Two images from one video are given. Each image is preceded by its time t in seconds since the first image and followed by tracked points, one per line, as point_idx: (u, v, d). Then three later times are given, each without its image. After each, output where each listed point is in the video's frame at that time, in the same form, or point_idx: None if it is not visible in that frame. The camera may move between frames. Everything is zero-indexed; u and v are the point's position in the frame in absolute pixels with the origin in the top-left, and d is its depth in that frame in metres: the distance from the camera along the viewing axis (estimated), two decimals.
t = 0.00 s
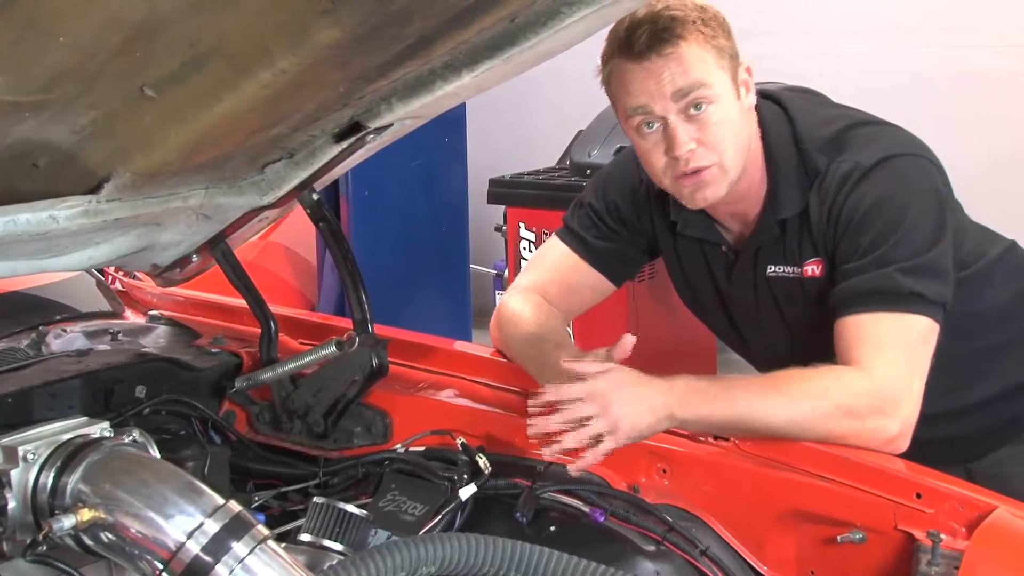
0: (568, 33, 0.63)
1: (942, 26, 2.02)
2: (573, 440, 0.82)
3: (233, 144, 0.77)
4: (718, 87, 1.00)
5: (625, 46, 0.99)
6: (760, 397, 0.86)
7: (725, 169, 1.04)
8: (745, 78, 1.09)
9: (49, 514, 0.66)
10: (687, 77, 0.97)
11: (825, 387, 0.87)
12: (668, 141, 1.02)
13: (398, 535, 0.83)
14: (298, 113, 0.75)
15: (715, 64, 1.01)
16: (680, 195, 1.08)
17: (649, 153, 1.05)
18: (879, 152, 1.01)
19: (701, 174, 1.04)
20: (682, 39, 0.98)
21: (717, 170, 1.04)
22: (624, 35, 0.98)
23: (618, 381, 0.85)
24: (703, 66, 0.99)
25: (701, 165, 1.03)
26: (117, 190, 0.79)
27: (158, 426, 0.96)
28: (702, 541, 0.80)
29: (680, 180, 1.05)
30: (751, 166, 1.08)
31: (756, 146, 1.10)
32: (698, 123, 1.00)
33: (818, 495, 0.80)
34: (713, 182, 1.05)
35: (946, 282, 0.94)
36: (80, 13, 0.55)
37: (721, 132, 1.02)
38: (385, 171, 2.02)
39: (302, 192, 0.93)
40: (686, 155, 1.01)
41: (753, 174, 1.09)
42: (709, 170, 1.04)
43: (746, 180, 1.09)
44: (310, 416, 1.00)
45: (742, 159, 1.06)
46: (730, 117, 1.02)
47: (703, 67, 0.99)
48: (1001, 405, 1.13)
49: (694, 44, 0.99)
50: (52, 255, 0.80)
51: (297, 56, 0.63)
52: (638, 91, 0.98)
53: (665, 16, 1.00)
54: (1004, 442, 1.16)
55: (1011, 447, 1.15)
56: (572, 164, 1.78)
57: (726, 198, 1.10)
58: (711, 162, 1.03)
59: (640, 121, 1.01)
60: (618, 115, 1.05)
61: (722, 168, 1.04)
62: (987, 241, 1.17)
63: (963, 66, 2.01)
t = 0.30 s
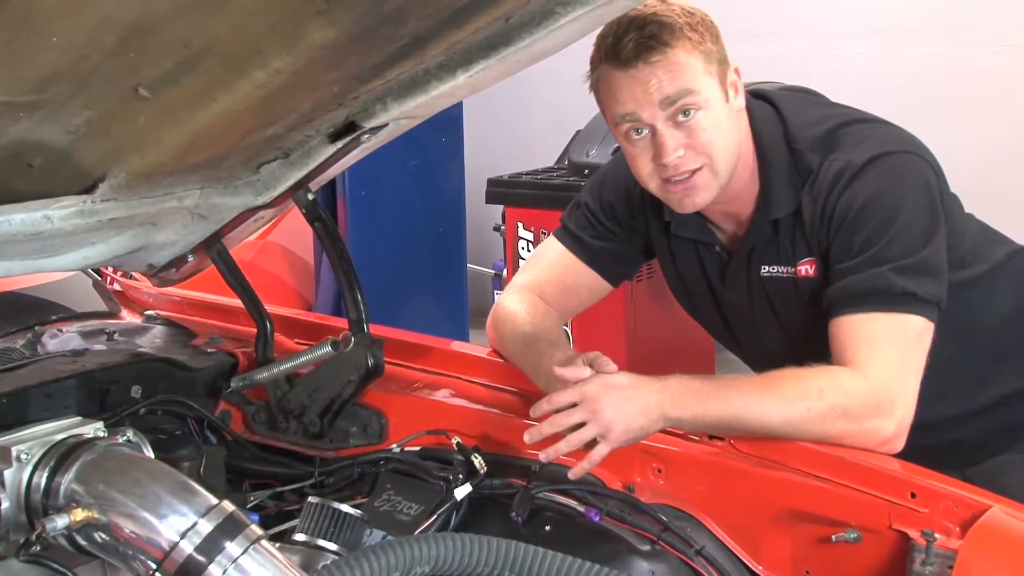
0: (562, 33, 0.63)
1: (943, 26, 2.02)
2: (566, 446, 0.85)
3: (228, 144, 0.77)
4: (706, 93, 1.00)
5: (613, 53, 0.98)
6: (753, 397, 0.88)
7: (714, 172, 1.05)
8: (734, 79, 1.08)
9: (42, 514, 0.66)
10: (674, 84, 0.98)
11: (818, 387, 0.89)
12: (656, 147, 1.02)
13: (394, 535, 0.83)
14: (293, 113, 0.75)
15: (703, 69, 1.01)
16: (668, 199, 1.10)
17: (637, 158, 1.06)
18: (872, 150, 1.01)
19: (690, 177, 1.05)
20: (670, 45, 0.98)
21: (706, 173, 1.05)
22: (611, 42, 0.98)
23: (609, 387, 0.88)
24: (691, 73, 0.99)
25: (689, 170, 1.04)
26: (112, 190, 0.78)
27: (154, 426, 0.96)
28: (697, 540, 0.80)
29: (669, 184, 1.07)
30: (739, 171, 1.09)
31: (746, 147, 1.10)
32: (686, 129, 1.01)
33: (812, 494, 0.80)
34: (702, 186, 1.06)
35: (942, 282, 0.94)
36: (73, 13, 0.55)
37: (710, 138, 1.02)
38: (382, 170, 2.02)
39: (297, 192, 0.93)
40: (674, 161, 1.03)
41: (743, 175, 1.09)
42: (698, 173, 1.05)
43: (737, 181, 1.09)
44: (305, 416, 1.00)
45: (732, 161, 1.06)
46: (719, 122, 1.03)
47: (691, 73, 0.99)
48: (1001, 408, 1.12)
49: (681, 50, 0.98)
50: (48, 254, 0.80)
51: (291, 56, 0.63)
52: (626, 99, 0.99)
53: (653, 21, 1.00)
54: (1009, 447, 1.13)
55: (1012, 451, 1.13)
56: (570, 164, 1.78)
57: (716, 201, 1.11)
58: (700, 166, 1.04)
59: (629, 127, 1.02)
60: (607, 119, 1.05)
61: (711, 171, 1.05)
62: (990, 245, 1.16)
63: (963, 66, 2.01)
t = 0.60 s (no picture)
0: (557, 32, 0.63)
1: (940, 25, 1.98)
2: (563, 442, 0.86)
3: (223, 143, 0.77)
4: (706, 93, 1.00)
5: (613, 52, 0.99)
6: (750, 394, 0.89)
7: (713, 174, 1.05)
8: (734, 80, 1.08)
9: (36, 514, 0.66)
10: (674, 83, 0.98)
11: (815, 386, 0.89)
12: (655, 147, 1.02)
13: (389, 535, 0.83)
14: (288, 113, 0.75)
15: (703, 69, 1.01)
16: (668, 200, 1.09)
17: (636, 158, 1.06)
18: (869, 153, 1.01)
19: (689, 178, 1.06)
20: (671, 45, 0.98)
21: (705, 174, 1.05)
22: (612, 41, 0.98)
23: (602, 383, 0.89)
24: (691, 73, 0.99)
25: (688, 170, 1.04)
26: (106, 190, 0.78)
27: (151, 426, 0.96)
28: (692, 540, 0.80)
29: (668, 184, 1.07)
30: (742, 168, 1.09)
31: (745, 149, 1.09)
32: (685, 129, 1.01)
33: (808, 493, 0.80)
34: (701, 187, 1.06)
35: (937, 282, 0.94)
36: (67, 13, 0.54)
37: (709, 138, 1.02)
38: (379, 170, 2.02)
39: (292, 192, 0.93)
40: (673, 161, 1.02)
41: (743, 176, 1.09)
42: (697, 174, 1.05)
43: (737, 182, 1.09)
44: (302, 415, 1.00)
45: (731, 163, 1.06)
46: (718, 123, 1.03)
47: (691, 73, 0.99)
48: (992, 403, 1.12)
49: (681, 49, 0.99)
50: (43, 255, 0.80)
51: (285, 55, 0.63)
52: (626, 98, 0.99)
53: (653, 21, 1.00)
54: (996, 437, 1.13)
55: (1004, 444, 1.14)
56: (568, 164, 1.78)
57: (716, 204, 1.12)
58: (698, 167, 1.04)
59: (628, 126, 1.02)
60: (607, 118, 1.05)
61: (710, 172, 1.05)
62: (972, 239, 1.17)
63: (959, 66, 1.97)
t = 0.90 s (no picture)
0: (552, 32, 0.63)
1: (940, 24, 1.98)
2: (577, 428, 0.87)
3: (219, 143, 0.77)
4: (725, 66, 1.01)
5: (636, 21, 0.99)
6: (755, 392, 0.88)
7: (728, 147, 1.05)
8: (750, 66, 1.09)
9: (31, 513, 0.66)
10: (695, 53, 0.98)
11: (819, 385, 0.88)
12: (673, 116, 1.02)
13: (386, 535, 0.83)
14: (284, 113, 0.75)
15: (723, 44, 1.01)
16: (679, 172, 1.08)
17: (652, 128, 1.05)
18: (874, 156, 1.01)
19: (704, 150, 1.05)
20: (693, 16, 0.98)
21: (720, 146, 1.05)
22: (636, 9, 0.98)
23: (612, 355, 0.88)
24: (712, 44, 0.99)
25: (704, 141, 1.03)
26: (102, 190, 0.78)
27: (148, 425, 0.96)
28: (689, 539, 0.80)
29: (682, 156, 1.06)
30: (749, 160, 1.09)
31: (756, 136, 1.09)
32: (703, 100, 1.01)
33: (803, 493, 0.80)
34: (714, 160, 1.05)
35: (934, 282, 0.94)
36: (62, 14, 0.54)
37: (726, 110, 1.02)
38: (377, 170, 2.01)
39: (289, 192, 0.93)
40: (689, 131, 1.02)
41: (751, 164, 1.09)
42: (711, 147, 1.05)
43: (744, 171, 1.09)
44: (298, 415, 1.00)
45: (745, 141, 1.06)
46: (735, 97, 1.03)
47: (712, 45, 0.99)
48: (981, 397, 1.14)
49: (703, 21, 0.99)
50: (39, 255, 0.80)
51: (281, 55, 0.63)
52: (646, 65, 0.99)
53: None
54: (987, 420, 1.18)
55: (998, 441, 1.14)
56: (567, 164, 1.78)
57: (721, 189, 1.11)
58: (714, 138, 1.04)
59: (646, 95, 1.02)
60: (624, 91, 1.05)
61: (725, 145, 1.05)
62: (962, 231, 1.17)
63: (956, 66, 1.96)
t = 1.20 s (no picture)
0: (547, 33, 0.63)
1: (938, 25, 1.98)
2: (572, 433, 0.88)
3: (215, 143, 0.77)
4: (717, 82, 1.01)
5: (628, 37, 0.99)
6: (751, 392, 0.87)
7: (720, 162, 1.05)
8: (741, 74, 1.09)
9: (25, 514, 0.66)
10: (687, 70, 0.98)
11: (814, 384, 0.88)
12: (664, 132, 1.03)
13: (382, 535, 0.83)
14: (280, 113, 0.75)
15: (715, 60, 1.01)
16: (670, 187, 1.09)
17: (644, 142, 1.06)
18: (865, 156, 1.01)
19: (695, 166, 1.06)
20: (684, 34, 0.98)
21: (712, 162, 1.05)
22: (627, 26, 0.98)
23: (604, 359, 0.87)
24: (703, 61, 0.99)
25: (695, 158, 1.04)
26: (98, 190, 0.78)
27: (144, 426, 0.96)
28: (684, 538, 0.80)
29: (674, 172, 1.07)
30: (739, 166, 1.09)
31: (746, 141, 1.10)
32: (695, 117, 1.02)
33: (799, 493, 0.80)
34: (707, 176, 1.06)
35: (929, 283, 0.95)
36: (57, 15, 0.54)
37: (718, 126, 1.03)
38: (373, 170, 2.01)
39: (285, 192, 0.93)
40: (682, 148, 1.03)
41: (741, 172, 1.09)
42: (704, 163, 1.05)
43: (736, 177, 1.09)
44: (294, 415, 1.00)
45: (736, 151, 1.06)
46: (726, 113, 1.03)
47: (703, 62, 0.99)
48: (976, 397, 1.14)
49: (695, 38, 0.99)
50: (35, 255, 0.80)
51: (276, 54, 0.63)
52: (637, 83, 0.99)
53: (668, 10, 1.01)
54: (981, 420, 1.18)
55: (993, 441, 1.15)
56: (565, 164, 1.78)
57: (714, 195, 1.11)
58: (706, 155, 1.04)
59: (637, 111, 1.03)
60: (615, 105, 1.05)
61: (717, 161, 1.05)
62: (956, 232, 1.17)
63: (954, 65, 1.92)
